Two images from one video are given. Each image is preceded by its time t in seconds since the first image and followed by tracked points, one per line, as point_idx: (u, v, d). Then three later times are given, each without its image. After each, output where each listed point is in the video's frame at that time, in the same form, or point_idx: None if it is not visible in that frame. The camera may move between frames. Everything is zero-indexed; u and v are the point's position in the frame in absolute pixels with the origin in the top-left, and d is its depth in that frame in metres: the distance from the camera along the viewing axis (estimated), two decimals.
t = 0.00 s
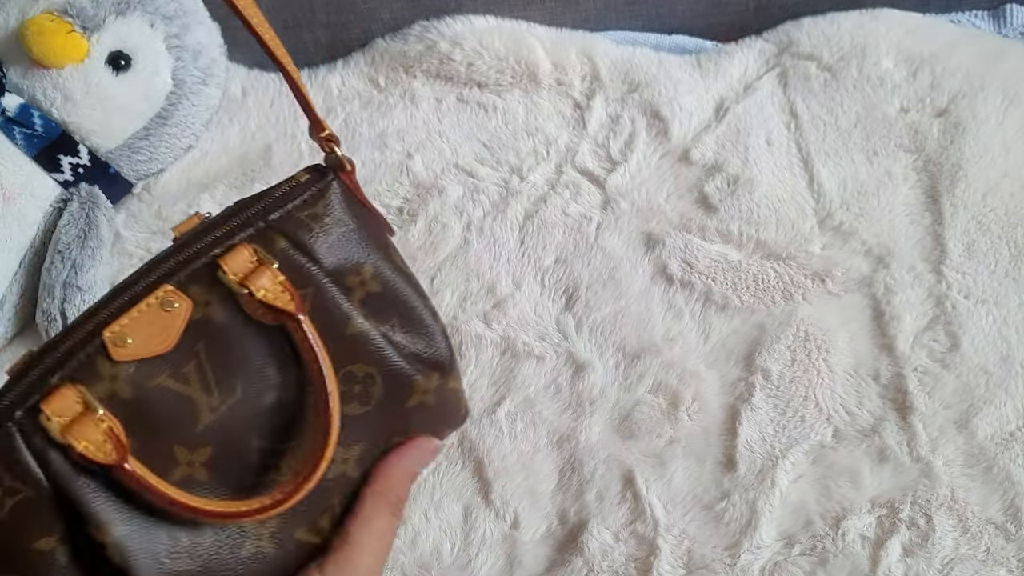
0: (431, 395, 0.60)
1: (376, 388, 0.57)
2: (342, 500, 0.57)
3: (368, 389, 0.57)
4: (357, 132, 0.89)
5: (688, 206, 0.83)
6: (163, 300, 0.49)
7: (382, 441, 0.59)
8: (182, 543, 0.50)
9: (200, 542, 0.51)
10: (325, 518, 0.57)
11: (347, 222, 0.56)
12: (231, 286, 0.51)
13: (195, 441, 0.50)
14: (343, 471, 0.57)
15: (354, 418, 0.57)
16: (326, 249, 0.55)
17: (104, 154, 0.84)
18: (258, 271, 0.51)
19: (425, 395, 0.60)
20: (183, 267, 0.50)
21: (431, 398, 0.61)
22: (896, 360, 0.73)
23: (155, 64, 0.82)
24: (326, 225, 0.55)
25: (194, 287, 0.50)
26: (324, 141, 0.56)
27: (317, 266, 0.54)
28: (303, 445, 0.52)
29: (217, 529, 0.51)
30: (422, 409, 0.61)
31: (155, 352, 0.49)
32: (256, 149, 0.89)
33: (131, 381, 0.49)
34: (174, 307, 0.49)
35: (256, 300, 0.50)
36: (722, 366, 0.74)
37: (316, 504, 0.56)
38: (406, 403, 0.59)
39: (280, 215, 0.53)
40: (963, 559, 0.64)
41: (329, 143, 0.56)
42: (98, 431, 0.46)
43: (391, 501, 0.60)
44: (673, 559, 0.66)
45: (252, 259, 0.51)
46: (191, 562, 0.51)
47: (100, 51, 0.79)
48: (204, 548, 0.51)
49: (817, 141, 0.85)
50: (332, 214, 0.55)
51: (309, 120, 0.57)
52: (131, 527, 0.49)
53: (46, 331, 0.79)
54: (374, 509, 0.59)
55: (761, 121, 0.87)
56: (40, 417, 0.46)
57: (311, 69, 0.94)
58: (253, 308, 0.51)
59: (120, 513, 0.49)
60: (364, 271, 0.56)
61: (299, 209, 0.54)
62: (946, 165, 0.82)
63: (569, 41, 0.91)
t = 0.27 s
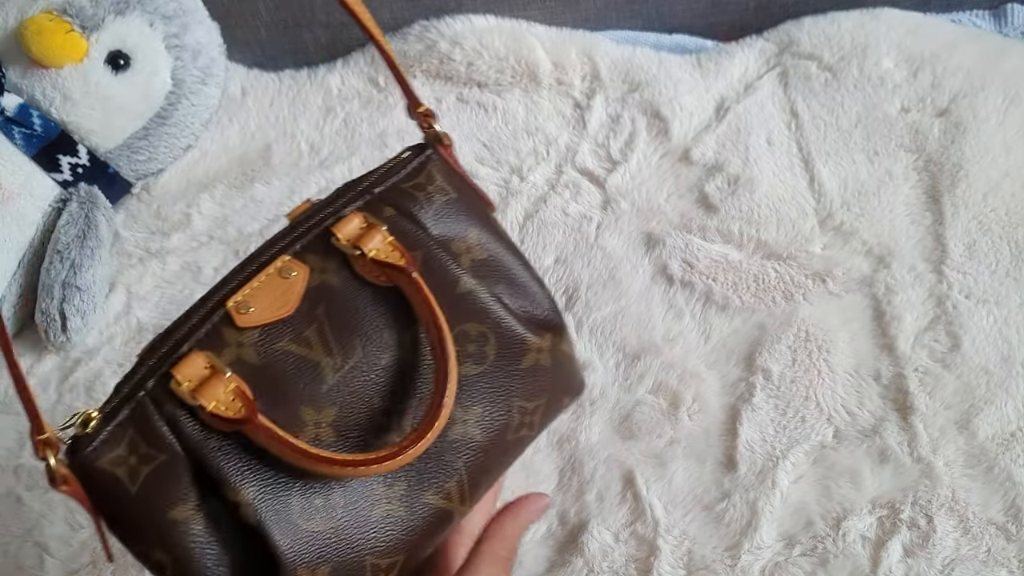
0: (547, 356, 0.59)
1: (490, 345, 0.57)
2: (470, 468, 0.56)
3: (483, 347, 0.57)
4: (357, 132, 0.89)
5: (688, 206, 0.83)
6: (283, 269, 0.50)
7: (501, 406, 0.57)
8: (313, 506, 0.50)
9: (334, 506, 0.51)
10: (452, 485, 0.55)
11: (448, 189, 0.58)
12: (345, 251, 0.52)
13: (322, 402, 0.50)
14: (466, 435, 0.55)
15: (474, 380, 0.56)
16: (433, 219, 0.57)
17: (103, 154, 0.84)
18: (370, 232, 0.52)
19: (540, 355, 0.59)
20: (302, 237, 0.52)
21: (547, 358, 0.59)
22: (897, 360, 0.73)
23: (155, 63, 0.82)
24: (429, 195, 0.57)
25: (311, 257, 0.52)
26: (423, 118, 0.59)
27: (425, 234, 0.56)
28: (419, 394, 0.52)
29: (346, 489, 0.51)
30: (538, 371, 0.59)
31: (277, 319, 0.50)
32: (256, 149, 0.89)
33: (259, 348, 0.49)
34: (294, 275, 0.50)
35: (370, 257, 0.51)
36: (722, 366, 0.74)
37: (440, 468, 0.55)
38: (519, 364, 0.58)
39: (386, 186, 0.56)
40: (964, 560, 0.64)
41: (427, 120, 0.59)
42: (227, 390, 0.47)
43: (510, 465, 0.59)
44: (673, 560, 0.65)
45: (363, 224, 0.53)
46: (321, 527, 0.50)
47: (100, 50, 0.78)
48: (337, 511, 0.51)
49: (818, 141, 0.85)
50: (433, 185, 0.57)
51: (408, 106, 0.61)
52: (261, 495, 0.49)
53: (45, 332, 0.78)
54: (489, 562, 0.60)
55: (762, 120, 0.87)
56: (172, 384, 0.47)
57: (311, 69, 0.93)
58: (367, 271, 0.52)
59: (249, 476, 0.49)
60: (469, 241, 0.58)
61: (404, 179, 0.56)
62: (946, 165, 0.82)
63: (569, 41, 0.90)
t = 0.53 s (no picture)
0: (612, 316, 0.58)
1: (546, 295, 0.57)
2: (522, 420, 0.56)
3: (538, 297, 0.57)
4: (356, 131, 0.89)
5: (688, 206, 0.82)
6: (351, 212, 0.54)
7: (560, 361, 0.57)
8: (351, 432, 0.53)
9: (369, 435, 0.53)
10: (499, 435, 0.55)
11: (527, 146, 0.59)
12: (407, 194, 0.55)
13: (370, 335, 0.53)
14: (515, 384, 0.55)
15: (530, 329, 0.56)
16: (508, 173, 0.58)
17: (102, 154, 0.84)
18: (431, 175, 0.55)
19: (604, 313, 0.58)
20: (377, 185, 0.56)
21: (611, 318, 0.58)
22: (898, 360, 0.73)
23: (154, 63, 0.82)
24: (507, 150, 0.58)
25: (378, 200, 0.56)
26: (508, 82, 0.61)
27: (498, 185, 0.57)
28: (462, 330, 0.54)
29: (387, 418, 0.53)
30: (600, 328, 0.58)
31: (340, 256, 0.54)
32: (255, 148, 0.89)
33: (323, 283, 0.53)
34: (357, 217, 0.54)
35: (426, 198, 0.54)
36: (723, 366, 0.74)
37: (488, 414, 0.55)
38: (582, 318, 0.57)
39: (465, 141, 0.58)
40: (965, 561, 0.64)
41: (513, 84, 0.61)
42: (278, 313, 0.51)
43: (571, 428, 0.58)
44: (674, 561, 0.65)
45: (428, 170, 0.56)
46: (357, 454, 0.53)
47: (99, 50, 0.78)
48: (372, 439, 0.53)
49: (818, 140, 0.85)
50: (514, 142, 0.58)
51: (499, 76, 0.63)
52: (304, 414, 0.52)
53: (43, 332, 0.77)
54: (568, 551, 0.55)
55: (762, 120, 0.86)
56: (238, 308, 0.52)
57: (310, 68, 0.93)
58: (424, 211, 0.55)
59: (297, 397, 0.52)
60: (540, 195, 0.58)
61: (482, 136, 0.58)
62: (947, 164, 0.82)
63: (569, 40, 0.90)
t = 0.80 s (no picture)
0: (574, 324, 0.59)
1: (512, 304, 0.58)
2: (491, 428, 0.57)
3: (503, 307, 0.57)
4: (356, 131, 0.89)
5: (688, 206, 0.82)
6: (313, 223, 0.54)
7: (526, 368, 0.58)
8: (326, 446, 0.53)
9: (343, 448, 0.53)
10: (468, 443, 0.56)
11: (484, 155, 0.60)
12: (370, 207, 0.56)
13: (340, 347, 0.53)
14: (484, 393, 0.56)
15: (496, 338, 0.57)
16: (468, 184, 0.58)
17: (102, 154, 0.84)
18: (395, 188, 0.55)
19: (566, 321, 0.59)
20: (337, 195, 0.56)
21: (573, 327, 0.59)
22: (898, 360, 0.73)
23: (154, 63, 0.82)
24: (465, 161, 0.59)
25: (341, 213, 0.55)
26: (463, 89, 0.62)
27: (460, 197, 0.58)
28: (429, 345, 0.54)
29: (358, 430, 0.53)
30: (563, 336, 0.59)
31: (304, 269, 0.53)
32: (255, 148, 0.89)
33: (287, 296, 0.53)
34: (319, 229, 0.54)
35: (393, 211, 0.54)
36: (723, 366, 0.74)
37: (458, 424, 0.56)
38: (545, 326, 0.58)
39: (422, 151, 0.59)
40: (965, 560, 0.64)
41: (468, 93, 0.62)
42: (247, 329, 0.51)
43: (535, 432, 0.59)
44: (674, 560, 0.65)
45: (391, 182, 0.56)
46: (332, 467, 0.53)
47: (99, 50, 0.78)
48: (346, 452, 0.53)
49: (818, 140, 0.85)
50: (471, 153, 0.59)
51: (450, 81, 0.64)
52: (277, 428, 0.52)
53: (43, 332, 0.78)
54: (531, 544, 0.58)
55: (763, 120, 0.86)
56: (201, 323, 0.51)
57: (310, 68, 0.93)
58: (390, 224, 0.55)
59: (268, 411, 0.52)
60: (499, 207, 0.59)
61: (440, 146, 0.59)
62: (947, 164, 0.82)
63: (569, 41, 0.90)
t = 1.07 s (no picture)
0: (574, 276, 0.58)
1: (510, 260, 0.56)
2: (498, 382, 0.55)
3: (503, 263, 0.56)
4: (356, 131, 0.89)
5: (688, 206, 0.82)
6: (314, 199, 0.54)
7: (529, 322, 0.56)
8: (331, 404, 0.52)
9: (350, 406, 0.52)
10: (475, 396, 0.54)
11: (477, 125, 0.59)
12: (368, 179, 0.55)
13: (343, 311, 0.52)
14: (487, 347, 0.55)
15: (496, 294, 0.56)
16: (462, 151, 0.58)
17: (102, 154, 0.84)
18: (388, 157, 0.55)
19: (566, 273, 0.57)
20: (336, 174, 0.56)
21: (574, 279, 0.58)
22: (898, 360, 0.72)
23: (154, 63, 0.82)
24: (458, 130, 0.59)
25: (341, 188, 0.55)
26: (457, 70, 0.61)
27: (454, 164, 0.58)
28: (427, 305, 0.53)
29: (363, 389, 0.52)
30: (566, 289, 0.57)
31: (306, 242, 0.53)
32: (255, 148, 0.89)
33: (291, 267, 0.53)
34: (322, 204, 0.54)
35: (388, 179, 0.54)
36: (723, 366, 0.74)
37: (462, 377, 0.54)
38: (545, 280, 0.57)
39: (417, 127, 0.59)
40: (965, 561, 0.64)
41: (462, 72, 0.61)
42: (251, 298, 0.50)
43: (544, 387, 0.57)
44: (674, 560, 0.65)
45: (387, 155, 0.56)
46: (338, 425, 0.52)
47: (99, 50, 0.78)
48: (352, 411, 0.52)
49: (818, 140, 0.85)
50: (464, 122, 0.59)
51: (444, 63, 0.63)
52: (282, 390, 0.51)
53: (43, 332, 0.78)
54: (556, 513, 0.57)
55: (763, 120, 0.86)
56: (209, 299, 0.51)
57: (310, 68, 0.93)
58: (384, 192, 0.54)
59: (274, 375, 0.52)
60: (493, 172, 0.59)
61: (434, 120, 0.59)
62: (947, 164, 0.82)
63: (569, 41, 0.90)
